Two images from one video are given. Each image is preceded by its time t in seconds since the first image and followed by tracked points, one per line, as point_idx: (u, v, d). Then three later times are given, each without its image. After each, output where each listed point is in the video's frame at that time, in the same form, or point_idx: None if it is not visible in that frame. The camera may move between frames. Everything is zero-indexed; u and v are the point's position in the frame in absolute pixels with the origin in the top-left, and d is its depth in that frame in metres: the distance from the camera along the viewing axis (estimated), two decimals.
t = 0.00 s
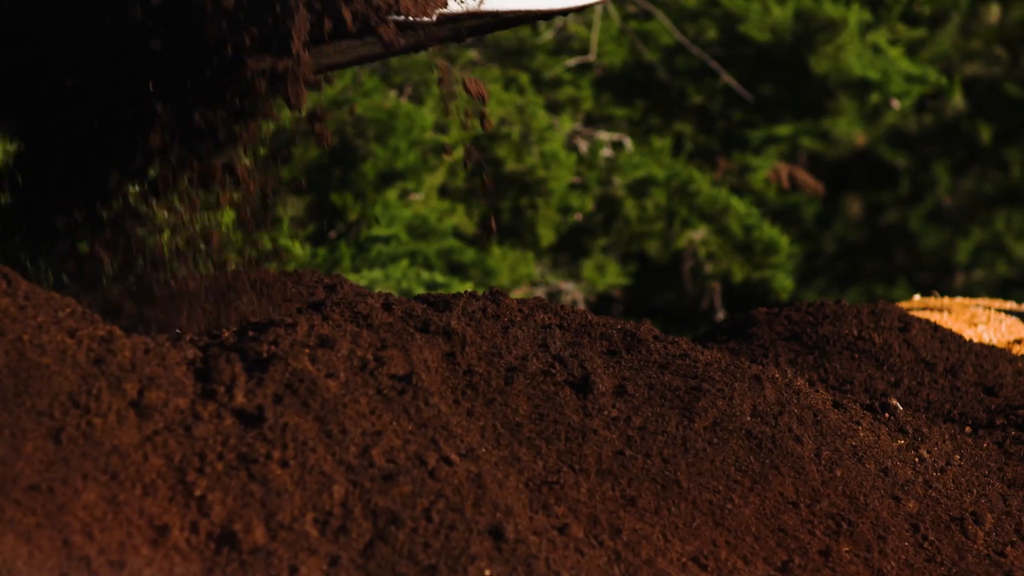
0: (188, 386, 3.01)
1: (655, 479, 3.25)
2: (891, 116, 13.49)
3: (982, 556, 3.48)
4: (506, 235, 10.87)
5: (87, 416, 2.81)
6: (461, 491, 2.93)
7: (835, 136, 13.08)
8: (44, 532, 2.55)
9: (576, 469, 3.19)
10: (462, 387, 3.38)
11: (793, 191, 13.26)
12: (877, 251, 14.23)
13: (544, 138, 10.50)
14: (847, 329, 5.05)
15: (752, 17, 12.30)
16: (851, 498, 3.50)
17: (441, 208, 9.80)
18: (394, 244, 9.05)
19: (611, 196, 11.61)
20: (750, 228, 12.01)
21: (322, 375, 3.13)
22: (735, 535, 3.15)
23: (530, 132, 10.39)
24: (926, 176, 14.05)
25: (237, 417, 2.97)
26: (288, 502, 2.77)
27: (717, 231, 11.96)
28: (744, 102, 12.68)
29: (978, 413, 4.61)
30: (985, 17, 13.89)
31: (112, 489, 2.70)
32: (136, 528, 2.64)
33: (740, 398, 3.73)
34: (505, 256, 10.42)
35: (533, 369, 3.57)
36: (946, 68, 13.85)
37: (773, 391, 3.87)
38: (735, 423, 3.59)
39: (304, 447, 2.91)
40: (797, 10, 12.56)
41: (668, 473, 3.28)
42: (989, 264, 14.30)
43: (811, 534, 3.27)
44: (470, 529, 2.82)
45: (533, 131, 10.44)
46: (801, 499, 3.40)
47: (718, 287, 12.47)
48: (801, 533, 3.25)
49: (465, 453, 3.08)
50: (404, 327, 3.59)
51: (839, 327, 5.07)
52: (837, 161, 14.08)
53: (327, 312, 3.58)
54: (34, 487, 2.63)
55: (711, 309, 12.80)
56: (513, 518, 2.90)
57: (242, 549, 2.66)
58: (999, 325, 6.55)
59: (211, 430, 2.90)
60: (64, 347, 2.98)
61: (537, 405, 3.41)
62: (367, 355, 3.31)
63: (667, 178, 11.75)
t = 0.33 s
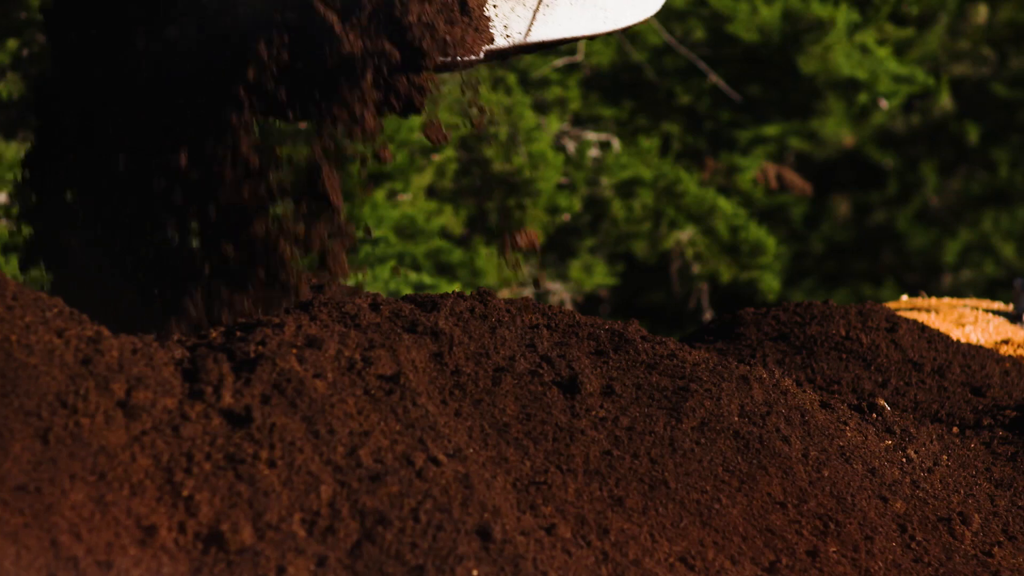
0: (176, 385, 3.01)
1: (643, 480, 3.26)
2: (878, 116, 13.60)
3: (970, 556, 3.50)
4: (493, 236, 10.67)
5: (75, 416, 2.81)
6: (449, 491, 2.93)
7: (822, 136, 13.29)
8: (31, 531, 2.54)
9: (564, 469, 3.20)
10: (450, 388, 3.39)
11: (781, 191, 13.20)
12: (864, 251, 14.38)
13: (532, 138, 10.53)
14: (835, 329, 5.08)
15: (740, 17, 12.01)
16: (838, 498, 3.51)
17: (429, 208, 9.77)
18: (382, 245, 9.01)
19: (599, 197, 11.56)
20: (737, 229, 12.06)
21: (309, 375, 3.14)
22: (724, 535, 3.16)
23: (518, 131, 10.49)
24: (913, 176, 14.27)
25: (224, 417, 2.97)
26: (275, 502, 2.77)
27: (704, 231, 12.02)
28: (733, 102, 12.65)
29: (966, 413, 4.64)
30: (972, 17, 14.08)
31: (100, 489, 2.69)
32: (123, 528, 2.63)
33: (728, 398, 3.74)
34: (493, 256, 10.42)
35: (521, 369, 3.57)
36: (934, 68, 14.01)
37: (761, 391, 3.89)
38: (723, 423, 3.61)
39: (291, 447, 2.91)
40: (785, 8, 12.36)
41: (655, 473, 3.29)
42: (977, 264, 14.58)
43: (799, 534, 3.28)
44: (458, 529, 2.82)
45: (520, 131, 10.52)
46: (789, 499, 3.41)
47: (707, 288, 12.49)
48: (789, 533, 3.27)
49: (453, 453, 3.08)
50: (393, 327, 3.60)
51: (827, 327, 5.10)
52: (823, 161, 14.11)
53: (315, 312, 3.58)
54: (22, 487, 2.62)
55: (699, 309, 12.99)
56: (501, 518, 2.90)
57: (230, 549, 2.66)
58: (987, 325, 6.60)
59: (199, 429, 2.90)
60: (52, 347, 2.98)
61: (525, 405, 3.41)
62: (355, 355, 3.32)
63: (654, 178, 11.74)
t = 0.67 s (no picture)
0: (164, 385, 3.01)
1: (631, 480, 3.26)
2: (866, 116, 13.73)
3: (957, 555, 3.52)
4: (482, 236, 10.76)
5: (62, 416, 2.80)
6: (436, 491, 2.93)
7: (809, 136, 13.22)
8: (19, 531, 2.54)
9: (551, 469, 3.20)
10: (437, 388, 3.39)
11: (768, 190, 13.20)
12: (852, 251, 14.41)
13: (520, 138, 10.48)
14: (822, 329, 5.09)
15: (727, 17, 11.97)
16: (826, 497, 3.52)
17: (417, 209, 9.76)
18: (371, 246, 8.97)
19: (586, 196, 11.50)
20: (724, 228, 12.12)
21: (297, 375, 3.13)
22: (711, 535, 3.17)
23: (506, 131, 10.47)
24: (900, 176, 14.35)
25: (212, 417, 2.97)
26: (262, 502, 2.77)
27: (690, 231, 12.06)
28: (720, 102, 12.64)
29: (953, 413, 4.66)
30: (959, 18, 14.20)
31: (87, 489, 2.69)
32: (111, 528, 2.63)
33: (715, 398, 3.75)
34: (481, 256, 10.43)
35: (508, 369, 3.58)
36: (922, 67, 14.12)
37: (748, 391, 3.90)
38: (710, 423, 3.62)
39: (279, 447, 2.91)
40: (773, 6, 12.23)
41: (643, 473, 3.30)
42: (964, 264, 14.75)
43: (786, 533, 3.29)
44: (445, 529, 2.82)
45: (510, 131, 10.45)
46: (776, 498, 3.42)
47: (693, 288, 12.62)
48: (776, 533, 3.27)
49: (440, 453, 3.08)
50: (380, 327, 3.60)
51: (815, 327, 5.11)
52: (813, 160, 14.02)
53: (303, 312, 3.58)
54: (9, 487, 2.61)
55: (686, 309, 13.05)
56: (488, 518, 2.90)
57: (217, 549, 2.66)
58: (974, 325, 6.63)
59: (186, 430, 2.90)
60: (39, 346, 2.97)
61: (512, 405, 3.42)
62: (343, 356, 3.32)
63: (641, 178, 11.75)
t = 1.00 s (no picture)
0: (149, 385, 3.00)
1: (616, 480, 3.27)
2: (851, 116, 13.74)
3: (942, 556, 3.54)
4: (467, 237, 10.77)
5: (48, 416, 2.79)
6: (422, 491, 2.93)
7: (794, 136, 13.48)
8: (4, 531, 2.53)
9: (536, 470, 3.21)
10: (423, 388, 3.39)
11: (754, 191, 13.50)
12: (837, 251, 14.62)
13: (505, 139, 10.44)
14: (808, 329, 5.12)
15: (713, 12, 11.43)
16: (812, 497, 3.53)
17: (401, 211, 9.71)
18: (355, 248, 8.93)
19: (572, 197, 11.44)
20: (709, 228, 12.03)
21: (283, 375, 3.13)
22: (697, 536, 3.18)
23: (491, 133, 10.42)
24: (886, 177, 14.45)
25: (198, 417, 2.96)
26: (248, 502, 2.76)
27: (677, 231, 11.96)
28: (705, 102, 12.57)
29: (939, 413, 4.69)
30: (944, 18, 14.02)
31: (73, 489, 2.68)
32: (96, 528, 2.62)
33: (701, 398, 3.77)
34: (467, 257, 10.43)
35: (494, 369, 3.58)
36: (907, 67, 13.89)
37: (733, 391, 3.91)
38: (695, 423, 3.63)
39: (265, 447, 2.91)
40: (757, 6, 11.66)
41: (629, 473, 3.30)
42: (950, 265, 14.65)
43: (772, 534, 3.29)
44: (431, 529, 2.82)
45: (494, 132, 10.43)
46: (762, 498, 3.43)
47: (678, 289, 12.70)
48: (762, 533, 3.28)
49: (426, 452, 3.09)
50: (366, 327, 3.60)
51: (800, 327, 5.14)
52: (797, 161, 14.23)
53: (288, 312, 3.58)
54: None
55: (672, 309, 13.12)
56: (474, 518, 2.90)
57: (203, 549, 2.65)
58: (959, 325, 6.67)
59: (172, 430, 2.89)
60: (25, 347, 2.96)
61: (498, 405, 3.42)
62: (329, 356, 3.32)
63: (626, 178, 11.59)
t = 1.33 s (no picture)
0: (137, 385, 3.00)
1: (604, 480, 3.27)
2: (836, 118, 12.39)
3: (930, 556, 3.54)
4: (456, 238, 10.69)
5: (36, 416, 2.79)
6: (411, 490, 2.94)
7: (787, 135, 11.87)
8: None
9: (525, 469, 3.21)
10: (411, 387, 3.40)
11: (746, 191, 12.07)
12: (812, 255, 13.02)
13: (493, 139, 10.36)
14: (796, 329, 5.14)
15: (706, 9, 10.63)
16: (800, 497, 3.54)
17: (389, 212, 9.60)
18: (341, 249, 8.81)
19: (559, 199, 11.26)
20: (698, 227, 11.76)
21: (271, 375, 3.14)
22: (685, 535, 3.18)
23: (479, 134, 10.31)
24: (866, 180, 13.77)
25: (186, 417, 2.96)
26: (236, 502, 2.76)
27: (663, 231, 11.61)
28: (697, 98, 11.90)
29: (927, 413, 4.71)
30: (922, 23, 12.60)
31: (62, 489, 2.67)
32: (84, 528, 2.62)
33: (689, 398, 3.78)
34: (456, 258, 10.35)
35: (482, 369, 3.59)
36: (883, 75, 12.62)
37: (721, 391, 3.92)
38: (683, 423, 3.64)
39: (253, 447, 2.91)
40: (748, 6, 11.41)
41: (617, 473, 3.31)
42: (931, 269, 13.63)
43: (761, 534, 3.30)
44: (419, 529, 2.82)
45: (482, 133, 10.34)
46: (750, 498, 3.43)
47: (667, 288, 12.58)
48: (750, 533, 3.29)
49: (415, 452, 3.09)
50: (354, 327, 3.60)
51: (788, 327, 5.15)
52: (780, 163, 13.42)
53: (276, 312, 3.57)
54: None
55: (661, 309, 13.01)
56: (462, 518, 2.91)
57: (191, 548, 2.65)
58: (947, 325, 6.70)
59: (160, 430, 2.89)
60: (13, 347, 2.96)
61: (486, 405, 3.42)
62: (318, 355, 3.33)
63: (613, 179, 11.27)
